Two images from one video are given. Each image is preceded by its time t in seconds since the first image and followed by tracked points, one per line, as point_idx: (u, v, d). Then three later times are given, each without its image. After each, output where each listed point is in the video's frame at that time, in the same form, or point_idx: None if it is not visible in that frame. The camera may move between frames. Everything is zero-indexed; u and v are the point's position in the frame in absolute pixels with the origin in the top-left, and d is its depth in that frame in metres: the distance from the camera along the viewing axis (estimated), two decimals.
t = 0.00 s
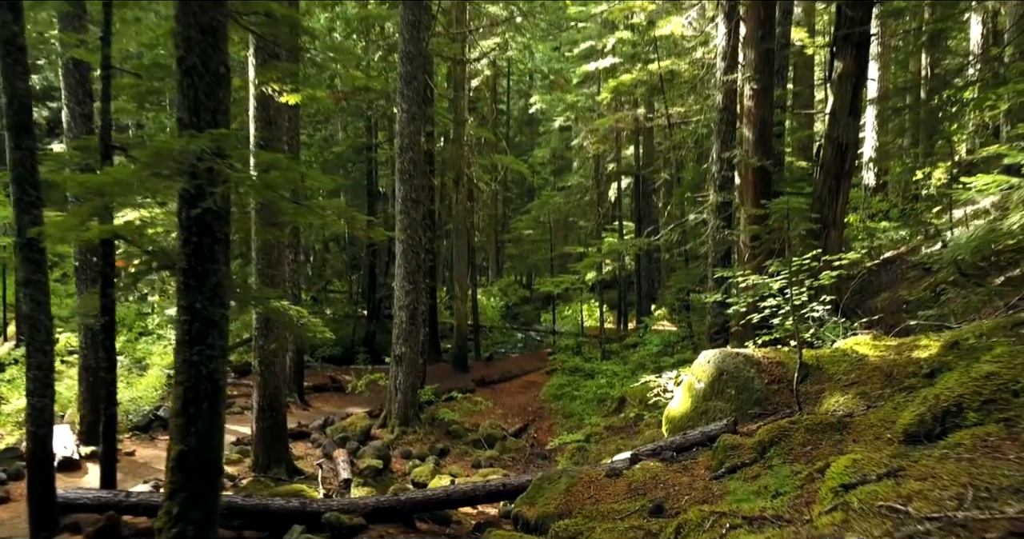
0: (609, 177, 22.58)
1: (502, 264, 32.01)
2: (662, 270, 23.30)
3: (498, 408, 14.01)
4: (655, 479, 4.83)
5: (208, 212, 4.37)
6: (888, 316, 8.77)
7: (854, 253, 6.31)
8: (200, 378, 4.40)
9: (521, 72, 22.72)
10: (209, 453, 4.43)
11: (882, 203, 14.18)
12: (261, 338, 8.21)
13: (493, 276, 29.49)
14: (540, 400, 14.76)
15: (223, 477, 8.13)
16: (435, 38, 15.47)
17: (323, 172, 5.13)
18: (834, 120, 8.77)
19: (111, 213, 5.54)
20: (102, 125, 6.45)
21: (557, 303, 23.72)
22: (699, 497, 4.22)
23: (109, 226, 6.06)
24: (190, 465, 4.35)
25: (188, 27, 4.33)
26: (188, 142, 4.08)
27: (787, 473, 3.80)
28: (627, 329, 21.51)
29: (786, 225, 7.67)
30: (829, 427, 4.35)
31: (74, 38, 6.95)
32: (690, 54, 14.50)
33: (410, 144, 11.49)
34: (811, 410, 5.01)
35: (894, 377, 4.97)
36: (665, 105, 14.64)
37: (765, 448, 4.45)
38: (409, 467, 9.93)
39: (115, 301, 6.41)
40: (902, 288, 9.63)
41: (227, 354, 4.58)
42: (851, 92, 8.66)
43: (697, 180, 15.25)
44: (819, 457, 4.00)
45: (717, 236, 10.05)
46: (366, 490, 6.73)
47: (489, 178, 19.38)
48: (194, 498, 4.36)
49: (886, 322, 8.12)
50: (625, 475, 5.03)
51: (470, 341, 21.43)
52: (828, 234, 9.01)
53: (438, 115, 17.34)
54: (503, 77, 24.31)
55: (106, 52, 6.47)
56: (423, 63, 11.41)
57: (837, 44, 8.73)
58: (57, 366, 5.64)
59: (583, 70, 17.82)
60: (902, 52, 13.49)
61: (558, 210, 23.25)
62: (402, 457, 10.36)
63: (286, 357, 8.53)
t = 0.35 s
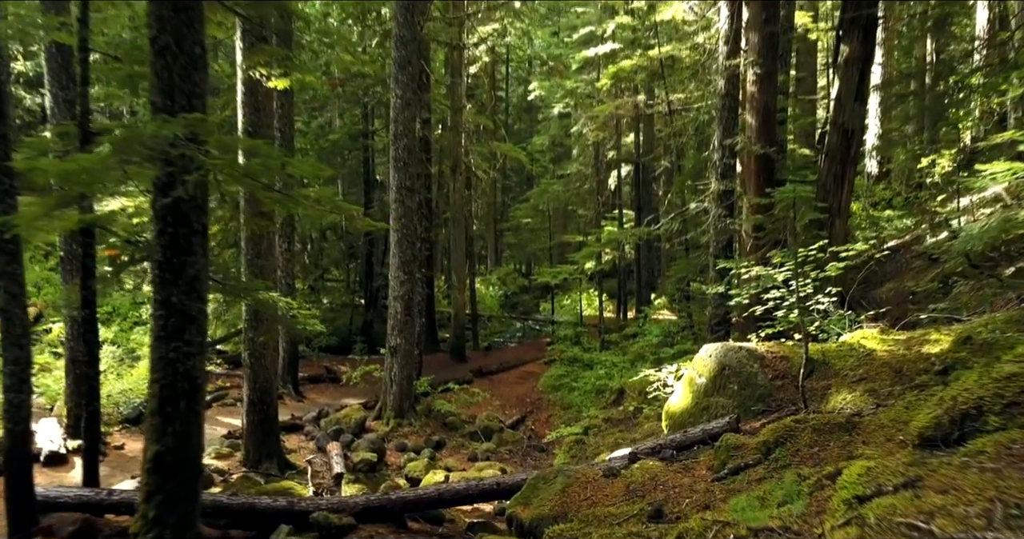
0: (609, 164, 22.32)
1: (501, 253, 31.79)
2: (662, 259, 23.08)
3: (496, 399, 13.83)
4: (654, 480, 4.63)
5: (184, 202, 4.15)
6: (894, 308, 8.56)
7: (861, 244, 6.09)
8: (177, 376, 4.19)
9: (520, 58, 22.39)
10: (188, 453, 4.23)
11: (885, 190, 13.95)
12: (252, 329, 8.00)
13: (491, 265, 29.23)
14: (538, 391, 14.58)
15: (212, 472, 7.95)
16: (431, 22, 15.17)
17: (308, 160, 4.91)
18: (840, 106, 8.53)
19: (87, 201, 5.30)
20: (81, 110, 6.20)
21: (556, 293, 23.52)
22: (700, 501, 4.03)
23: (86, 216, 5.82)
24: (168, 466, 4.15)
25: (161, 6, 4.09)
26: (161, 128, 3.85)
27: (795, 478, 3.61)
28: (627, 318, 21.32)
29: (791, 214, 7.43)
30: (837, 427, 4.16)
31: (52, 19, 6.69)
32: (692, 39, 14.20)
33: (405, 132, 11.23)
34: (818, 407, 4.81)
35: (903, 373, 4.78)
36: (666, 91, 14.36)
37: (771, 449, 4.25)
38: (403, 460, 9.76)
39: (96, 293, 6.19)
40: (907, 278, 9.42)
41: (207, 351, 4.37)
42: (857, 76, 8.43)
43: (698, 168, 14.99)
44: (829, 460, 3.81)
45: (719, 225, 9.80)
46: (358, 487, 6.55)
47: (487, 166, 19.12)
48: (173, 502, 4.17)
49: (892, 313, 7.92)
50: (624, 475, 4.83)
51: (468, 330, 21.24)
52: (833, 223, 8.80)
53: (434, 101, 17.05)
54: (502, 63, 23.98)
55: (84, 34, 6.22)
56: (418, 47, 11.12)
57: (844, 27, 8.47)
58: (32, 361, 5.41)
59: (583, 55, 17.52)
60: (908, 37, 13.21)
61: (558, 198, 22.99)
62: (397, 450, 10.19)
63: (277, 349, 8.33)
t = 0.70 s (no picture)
0: (608, 152, 22.01)
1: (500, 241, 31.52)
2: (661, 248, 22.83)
3: (493, 391, 13.63)
4: (653, 482, 4.43)
5: (157, 192, 3.91)
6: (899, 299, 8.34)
7: (869, 235, 5.85)
8: (150, 375, 3.97)
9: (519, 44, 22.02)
10: (162, 457, 4.02)
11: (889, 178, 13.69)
12: (238, 322, 7.75)
13: (490, 254, 28.98)
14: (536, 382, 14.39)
15: (200, 469, 7.77)
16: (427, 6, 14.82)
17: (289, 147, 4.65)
18: (846, 91, 8.26)
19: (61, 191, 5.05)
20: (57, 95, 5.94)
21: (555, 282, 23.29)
22: (702, 508, 3.82)
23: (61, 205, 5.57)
24: (141, 471, 3.94)
25: None
26: (129, 113, 3.60)
27: (804, 485, 3.40)
28: (626, 307, 21.09)
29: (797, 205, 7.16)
30: (846, 428, 3.95)
31: None
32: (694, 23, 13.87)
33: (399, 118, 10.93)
34: (824, 405, 4.61)
35: (915, 371, 4.56)
36: (668, 77, 14.04)
37: (776, 451, 4.05)
38: (398, 455, 9.57)
39: (74, 286, 5.94)
40: (913, 269, 9.19)
41: (183, 348, 4.14)
42: (864, 61, 8.16)
43: (700, 156, 14.70)
44: (839, 465, 3.60)
45: (721, 214, 9.51)
46: (347, 485, 6.36)
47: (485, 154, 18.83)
48: (147, 508, 3.97)
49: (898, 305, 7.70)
50: (622, 477, 4.63)
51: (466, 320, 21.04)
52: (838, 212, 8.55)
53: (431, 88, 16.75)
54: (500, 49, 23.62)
55: (59, 15, 5.93)
56: (412, 31, 10.80)
57: (851, 10, 8.18)
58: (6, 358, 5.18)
59: (583, 41, 17.17)
60: (915, 21, 12.89)
61: (557, 186, 22.70)
62: (391, 444, 10.01)
63: (266, 342, 8.10)
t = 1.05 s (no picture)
0: (608, 140, 21.72)
1: (500, 231, 31.28)
2: (662, 238, 22.58)
3: (491, 384, 13.45)
4: (653, 487, 4.22)
5: (127, 182, 3.68)
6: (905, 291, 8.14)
7: (878, 226, 5.63)
8: (123, 375, 3.75)
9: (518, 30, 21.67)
10: (135, 460, 3.82)
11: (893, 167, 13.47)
12: (228, 316, 7.54)
13: (489, 244, 28.76)
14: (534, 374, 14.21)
15: (189, 465, 7.57)
16: None
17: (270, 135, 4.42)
18: (854, 77, 8.03)
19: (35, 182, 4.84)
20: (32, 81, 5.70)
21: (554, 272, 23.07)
22: (704, 516, 3.62)
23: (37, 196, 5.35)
24: (114, 475, 3.74)
25: None
26: (94, 99, 3.36)
27: (815, 496, 3.22)
28: (626, 298, 20.89)
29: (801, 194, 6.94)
30: (858, 432, 3.76)
31: None
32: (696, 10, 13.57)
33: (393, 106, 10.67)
34: (833, 406, 4.41)
35: (928, 370, 4.37)
36: (669, 64, 13.75)
37: (783, 455, 3.86)
38: (393, 450, 9.40)
39: (53, 278, 5.74)
40: (919, 260, 8.97)
41: (157, 347, 3.92)
42: (872, 46, 7.93)
43: (701, 145, 14.44)
44: (851, 472, 3.40)
45: (723, 205, 9.27)
46: (338, 484, 6.17)
47: (484, 142, 18.58)
48: (120, 516, 3.77)
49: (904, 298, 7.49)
50: (621, 480, 4.43)
51: (465, 311, 20.84)
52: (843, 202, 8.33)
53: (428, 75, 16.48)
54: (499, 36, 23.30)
55: None
56: (408, 16, 10.52)
57: None
58: None
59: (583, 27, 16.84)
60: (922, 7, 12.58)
61: (556, 175, 22.41)
62: (387, 438, 9.84)
63: (257, 336, 7.90)
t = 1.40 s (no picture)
0: (608, 130, 21.42)
1: (499, 221, 31.01)
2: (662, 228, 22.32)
3: (488, 378, 13.24)
4: (652, 494, 4.00)
5: (93, 173, 3.45)
6: (913, 284, 7.91)
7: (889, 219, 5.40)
8: (90, 379, 3.53)
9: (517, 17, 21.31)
10: (104, 468, 3.61)
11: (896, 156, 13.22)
12: (214, 311, 7.30)
13: (488, 234, 28.51)
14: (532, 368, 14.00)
15: (176, 463, 7.37)
16: None
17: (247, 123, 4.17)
18: (861, 64, 7.78)
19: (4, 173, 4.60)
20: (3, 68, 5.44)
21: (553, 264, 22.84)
22: (707, 529, 3.40)
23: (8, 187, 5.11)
24: (80, 485, 3.53)
25: None
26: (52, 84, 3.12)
27: (828, 512, 3.02)
28: (626, 289, 20.66)
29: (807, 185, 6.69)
30: (871, 440, 3.55)
31: None
32: None
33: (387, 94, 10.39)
34: (843, 409, 4.20)
35: (942, 372, 4.16)
36: (670, 51, 13.45)
37: (791, 464, 3.64)
38: (387, 446, 9.20)
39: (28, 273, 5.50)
40: (926, 252, 8.73)
41: (128, 348, 3.70)
42: (881, 32, 7.68)
43: (702, 135, 14.16)
44: (864, 484, 3.19)
45: (725, 195, 8.99)
46: (326, 486, 5.96)
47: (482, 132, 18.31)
48: (88, 527, 3.56)
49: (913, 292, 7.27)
50: (619, 486, 4.21)
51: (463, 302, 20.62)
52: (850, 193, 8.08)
53: (425, 63, 16.18)
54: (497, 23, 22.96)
55: None
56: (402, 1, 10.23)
57: None
58: None
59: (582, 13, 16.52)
60: None
61: (555, 165, 22.13)
62: (381, 434, 9.64)
63: (245, 330, 7.67)
